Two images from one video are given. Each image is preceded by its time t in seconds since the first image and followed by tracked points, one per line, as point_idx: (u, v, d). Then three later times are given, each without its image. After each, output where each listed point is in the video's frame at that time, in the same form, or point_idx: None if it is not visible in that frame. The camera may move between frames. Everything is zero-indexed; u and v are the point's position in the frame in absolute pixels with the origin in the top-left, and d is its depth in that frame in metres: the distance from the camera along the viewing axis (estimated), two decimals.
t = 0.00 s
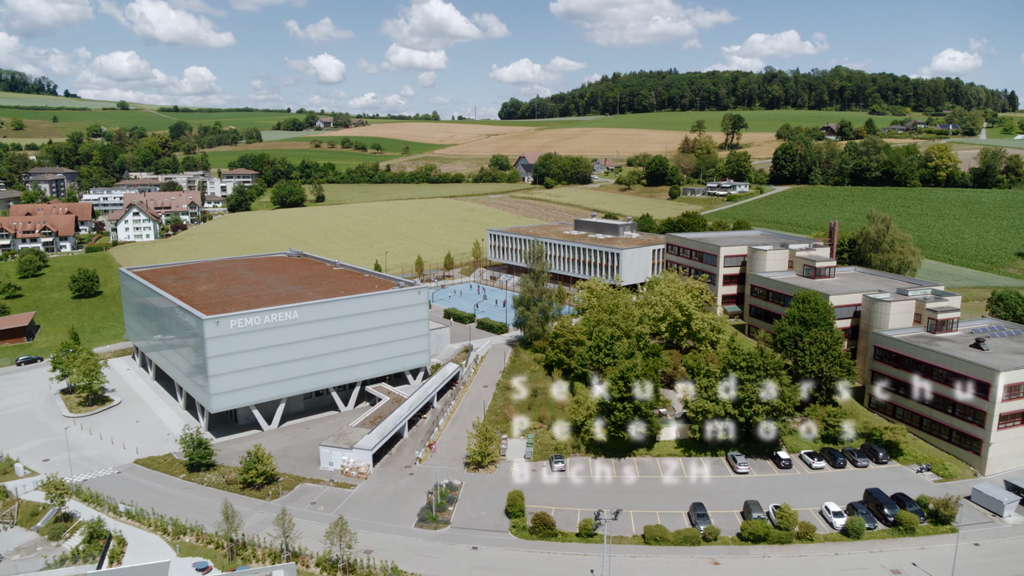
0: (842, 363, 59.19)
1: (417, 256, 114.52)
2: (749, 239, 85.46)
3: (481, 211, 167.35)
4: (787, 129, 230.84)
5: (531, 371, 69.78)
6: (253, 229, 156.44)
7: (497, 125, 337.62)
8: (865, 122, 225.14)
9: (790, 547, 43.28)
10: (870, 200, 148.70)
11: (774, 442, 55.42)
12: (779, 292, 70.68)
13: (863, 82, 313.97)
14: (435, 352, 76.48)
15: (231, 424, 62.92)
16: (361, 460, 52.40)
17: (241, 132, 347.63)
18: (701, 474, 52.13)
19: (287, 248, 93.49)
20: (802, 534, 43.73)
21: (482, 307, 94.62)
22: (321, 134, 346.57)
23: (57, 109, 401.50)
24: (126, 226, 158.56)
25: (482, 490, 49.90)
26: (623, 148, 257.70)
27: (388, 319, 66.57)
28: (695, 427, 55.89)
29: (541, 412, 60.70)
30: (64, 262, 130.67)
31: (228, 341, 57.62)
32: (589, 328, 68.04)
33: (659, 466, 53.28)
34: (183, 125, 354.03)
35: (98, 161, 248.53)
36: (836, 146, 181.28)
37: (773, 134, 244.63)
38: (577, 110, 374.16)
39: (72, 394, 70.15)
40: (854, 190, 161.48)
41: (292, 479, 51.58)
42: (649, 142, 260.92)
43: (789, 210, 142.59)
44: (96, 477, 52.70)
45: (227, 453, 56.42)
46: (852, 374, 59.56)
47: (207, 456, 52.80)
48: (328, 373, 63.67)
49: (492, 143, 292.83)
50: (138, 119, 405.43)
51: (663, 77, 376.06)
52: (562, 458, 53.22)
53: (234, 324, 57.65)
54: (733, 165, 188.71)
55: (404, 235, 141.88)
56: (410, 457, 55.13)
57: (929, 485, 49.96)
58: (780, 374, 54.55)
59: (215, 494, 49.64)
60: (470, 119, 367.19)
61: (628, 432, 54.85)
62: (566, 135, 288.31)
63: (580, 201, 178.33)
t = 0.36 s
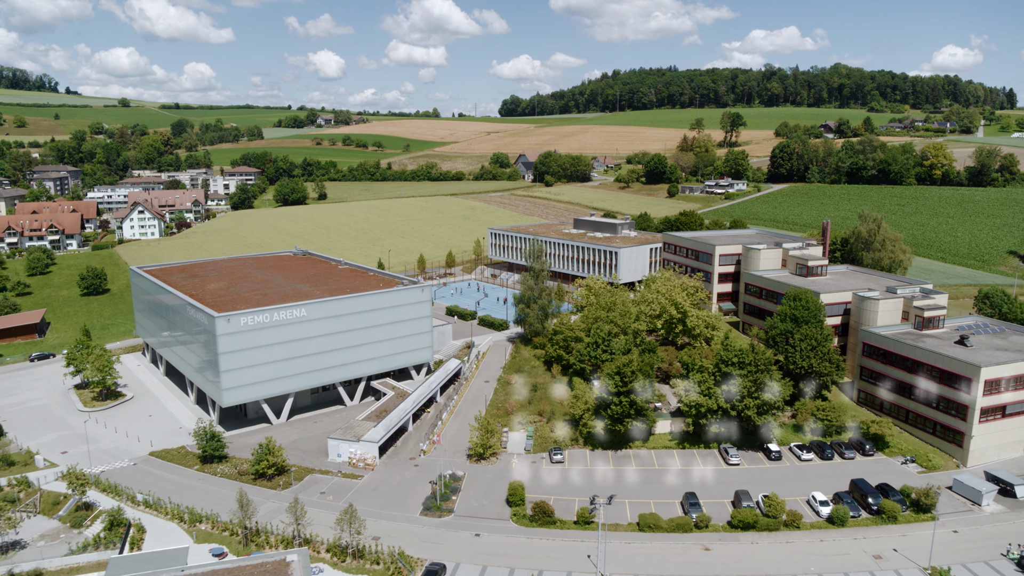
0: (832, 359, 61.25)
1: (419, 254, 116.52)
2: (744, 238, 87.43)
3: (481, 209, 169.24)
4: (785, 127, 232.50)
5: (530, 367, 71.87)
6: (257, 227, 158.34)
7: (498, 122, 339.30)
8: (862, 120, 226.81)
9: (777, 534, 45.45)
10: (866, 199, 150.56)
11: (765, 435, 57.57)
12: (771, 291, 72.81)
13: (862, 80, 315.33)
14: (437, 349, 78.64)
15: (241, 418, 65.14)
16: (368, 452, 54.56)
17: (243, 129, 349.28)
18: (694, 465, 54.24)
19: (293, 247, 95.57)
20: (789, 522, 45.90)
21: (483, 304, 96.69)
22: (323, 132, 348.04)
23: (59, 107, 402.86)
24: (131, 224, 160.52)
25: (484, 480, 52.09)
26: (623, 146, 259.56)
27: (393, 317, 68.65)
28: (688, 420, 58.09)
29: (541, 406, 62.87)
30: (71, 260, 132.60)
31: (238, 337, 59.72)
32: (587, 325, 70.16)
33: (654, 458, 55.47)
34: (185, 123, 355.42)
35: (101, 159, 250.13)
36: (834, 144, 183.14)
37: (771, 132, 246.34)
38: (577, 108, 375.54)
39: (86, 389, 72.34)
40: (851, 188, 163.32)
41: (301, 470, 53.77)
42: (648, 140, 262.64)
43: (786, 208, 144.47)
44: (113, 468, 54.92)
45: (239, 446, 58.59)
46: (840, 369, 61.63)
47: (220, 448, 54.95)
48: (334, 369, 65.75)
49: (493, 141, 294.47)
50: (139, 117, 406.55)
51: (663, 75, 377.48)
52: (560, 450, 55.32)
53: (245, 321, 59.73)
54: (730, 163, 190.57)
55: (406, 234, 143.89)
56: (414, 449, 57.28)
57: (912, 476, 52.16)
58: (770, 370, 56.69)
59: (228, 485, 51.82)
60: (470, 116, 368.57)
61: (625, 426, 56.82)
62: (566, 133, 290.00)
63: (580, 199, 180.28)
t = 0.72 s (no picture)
0: (821, 355, 63.71)
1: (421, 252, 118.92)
2: (739, 237, 89.82)
3: (482, 207, 171.53)
4: (783, 124, 234.61)
5: (530, 362, 74.29)
6: (261, 224, 160.60)
7: (498, 119, 341.20)
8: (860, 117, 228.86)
9: (765, 520, 47.91)
10: (861, 198, 152.88)
11: (756, 427, 60.07)
12: (763, 288, 75.28)
13: (860, 76, 317.12)
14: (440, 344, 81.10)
15: (251, 411, 67.66)
16: (375, 444, 57.04)
17: (244, 126, 350.97)
18: (687, 456, 56.77)
19: (299, 245, 97.94)
20: (776, 508, 48.40)
21: (484, 301, 99.17)
22: (324, 128, 349.76)
23: (60, 104, 404.12)
24: (137, 221, 162.77)
25: (486, 470, 54.60)
26: (622, 143, 261.59)
27: (398, 314, 71.05)
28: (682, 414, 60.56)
29: (541, 400, 65.39)
30: (79, 257, 134.90)
31: (250, 334, 62.15)
32: (585, 322, 72.56)
33: (649, 449, 57.98)
34: (187, 119, 356.99)
35: (105, 156, 252.08)
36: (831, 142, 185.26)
37: (769, 129, 248.40)
38: (576, 104, 377.20)
39: (101, 383, 74.80)
40: (847, 186, 165.58)
41: (312, 460, 56.25)
42: (647, 137, 264.68)
43: (782, 206, 146.75)
44: (132, 459, 57.40)
45: (251, 438, 61.13)
46: (828, 365, 64.11)
47: (233, 439, 57.40)
48: (341, 364, 68.20)
49: (493, 138, 296.43)
50: (141, 114, 407.87)
51: (662, 71, 379.11)
52: (559, 441, 57.83)
53: (256, 318, 62.19)
54: (728, 161, 192.64)
55: (408, 231, 146.24)
56: (419, 441, 59.78)
57: (895, 466, 54.71)
58: (760, 364, 59.13)
59: (242, 475, 54.26)
60: (471, 112, 370.16)
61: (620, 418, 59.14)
62: (566, 130, 291.93)
63: (579, 196, 182.60)
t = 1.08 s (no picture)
0: (810, 350, 66.24)
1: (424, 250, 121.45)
2: (733, 235, 92.31)
3: (483, 204, 173.85)
4: (781, 121, 236.57)
5: (530, 357, 76.89)
6: (265, 221, 163.01)
7: (498, 115, 343.04)
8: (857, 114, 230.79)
9: (752, 507, 50.57)
10: (856, 195, 155.27)
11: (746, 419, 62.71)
12: (756, 286, 77.81)
13: (859, 73, 318.83)
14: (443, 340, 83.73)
15: (262, 404, 70.38)
16: (382, 435, 59.71)
17: (246, 122, 352.89)
18: (680, 447, 59.50)
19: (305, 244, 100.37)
20: (763, 496, 51.08)
21: (485, 297, 101.76)
22: (325, 125, 351.56)
23: (62, 100, 405.81)
24: (143, 219, 165.19)
25: (489, 459, 57.28)
26: (622, 139, 263.60)
27: (402, 310, 73.53)
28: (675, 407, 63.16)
29: (540, 393, 68.04)
30: (87, 254, 137.37)
31: (261, 330, 64.72)
32: (583, 319, 75.09)
33: (644, 440, 60.66)
34: (188, 115, 358.69)
35: (108, 153, 254.25)
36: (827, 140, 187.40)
37: (768, 126, 250.36)
38: (577, 100, 378.86)
39: (116, 377, 77.44)
40: (842, 184, 167.85)
41: (321, 451, 58.91)
42: (647, 133, 266.66)
43: (779, 203, 149.15)
44: (150, 450, 60.13)
45: (264, 429, 63.84)
46: (817, 359, 66.64)
47: (246, 431, 60.07)
48: (348, 359, 70.78)
49: (494, 134, 298.45)
50: (142, 110, 409.31)
51: (662, 68, 380.55)
52: (558, 433, 60.53)
53: (267, 315, 64.75)
54: (726, 159, 194.70)
55: (410, 228, 148.68)
56: (424, 432, 62.45)
57: (878, 456, 57.38)
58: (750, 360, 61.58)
59: (256, 465, 56.94)
60: (471, 108, 371.77)
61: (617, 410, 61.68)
62: (566, 126, 293.82)
63: (579, 193, 184.96)
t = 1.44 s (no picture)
0: (799, 346, 68.78)
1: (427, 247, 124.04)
2: (727, 234, 94.86)
3: (484, 201, 176.30)
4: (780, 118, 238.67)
5: (530, 352, 79.56)
6: (270, 218, 165.49)
7: (499, 112, 345.09)
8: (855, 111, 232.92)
9: (742, 494, 53.25)
10: (851, 193, 157.67)
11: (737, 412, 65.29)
12: (749, 283, 80.36)
13: (858, 69, 320.94)
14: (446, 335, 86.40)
15: (273, 397, 73.11)
16: (389, 427, 62.42)
17: (248, 118, 354.73)
18: (674, 438, 62.21)
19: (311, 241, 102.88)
20: (752, 484, 53.78)
21: (487, 294, 104.41)
22: (326, 120, 353.34)
23: (64, 96, 407.28)
24: (149, 216, 167.65)
25: (491, 450, 60.00)
26: (621, 136, 265.62)
27: (407, 306, 76.04)
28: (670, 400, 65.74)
29: (540, 387, 70.77)
30: (96, 251, 139.91)
31: (271, 326, 67.31)
32: (582, 314, 77.65)
33: (639, 432, 63.33)
34: (190, 110, 360.38)
35: (112, 150, 256.49)
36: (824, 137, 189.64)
37: (766, 123, 252.51)
38: (577, 96, 380.61)
39: (130, 371, 80.16)
40: (838, 181, 170.25)
41: (331, 442, 61.64)
42: (646, 130, 268.76)
43: (775, 201, 151.67)
44: (166, 441, 62.82)
45: (275, 421, 66.61)
46: (806, 354, 69.24)
47: (259, 423, 62.76)
48: (355, 354, 73.39)
49: (494, 130, 300.52)
50: (144, 106, 410.75)
51: (662, 64, 382.18)
52: (557, 425, 63.28)
53: (277, 312, 67.33)
54: (723, 156, 196.28)
55: (413, 226, 151.18)
56: (429, 424, 65.18)
57: (863, 446, 60.09)
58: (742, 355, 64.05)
59: (268, 455, 59.64)
60: (472, 104, 373.65)
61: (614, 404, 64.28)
62: (566, 122, 295.76)
63: (579, 190, 187.43)
